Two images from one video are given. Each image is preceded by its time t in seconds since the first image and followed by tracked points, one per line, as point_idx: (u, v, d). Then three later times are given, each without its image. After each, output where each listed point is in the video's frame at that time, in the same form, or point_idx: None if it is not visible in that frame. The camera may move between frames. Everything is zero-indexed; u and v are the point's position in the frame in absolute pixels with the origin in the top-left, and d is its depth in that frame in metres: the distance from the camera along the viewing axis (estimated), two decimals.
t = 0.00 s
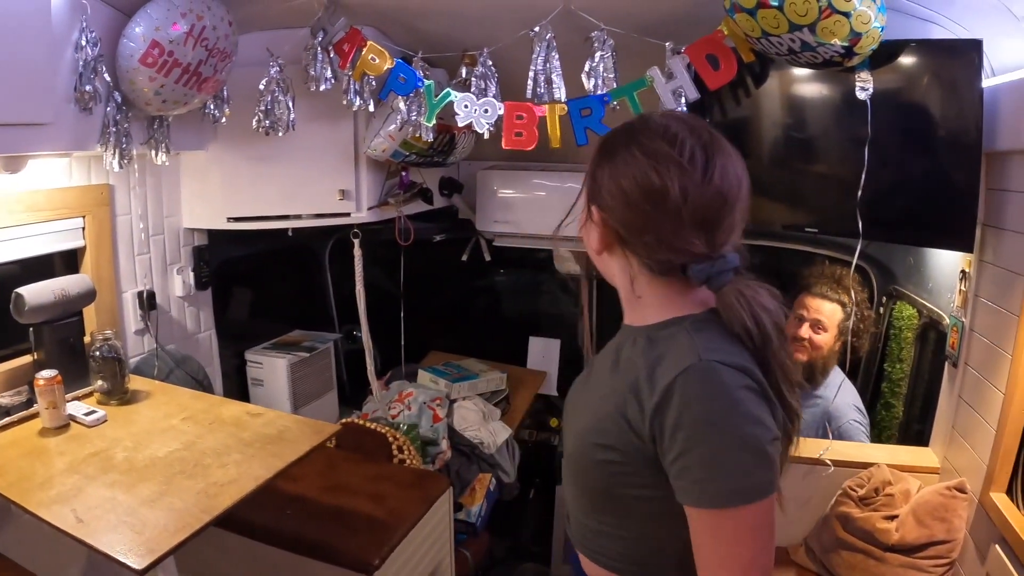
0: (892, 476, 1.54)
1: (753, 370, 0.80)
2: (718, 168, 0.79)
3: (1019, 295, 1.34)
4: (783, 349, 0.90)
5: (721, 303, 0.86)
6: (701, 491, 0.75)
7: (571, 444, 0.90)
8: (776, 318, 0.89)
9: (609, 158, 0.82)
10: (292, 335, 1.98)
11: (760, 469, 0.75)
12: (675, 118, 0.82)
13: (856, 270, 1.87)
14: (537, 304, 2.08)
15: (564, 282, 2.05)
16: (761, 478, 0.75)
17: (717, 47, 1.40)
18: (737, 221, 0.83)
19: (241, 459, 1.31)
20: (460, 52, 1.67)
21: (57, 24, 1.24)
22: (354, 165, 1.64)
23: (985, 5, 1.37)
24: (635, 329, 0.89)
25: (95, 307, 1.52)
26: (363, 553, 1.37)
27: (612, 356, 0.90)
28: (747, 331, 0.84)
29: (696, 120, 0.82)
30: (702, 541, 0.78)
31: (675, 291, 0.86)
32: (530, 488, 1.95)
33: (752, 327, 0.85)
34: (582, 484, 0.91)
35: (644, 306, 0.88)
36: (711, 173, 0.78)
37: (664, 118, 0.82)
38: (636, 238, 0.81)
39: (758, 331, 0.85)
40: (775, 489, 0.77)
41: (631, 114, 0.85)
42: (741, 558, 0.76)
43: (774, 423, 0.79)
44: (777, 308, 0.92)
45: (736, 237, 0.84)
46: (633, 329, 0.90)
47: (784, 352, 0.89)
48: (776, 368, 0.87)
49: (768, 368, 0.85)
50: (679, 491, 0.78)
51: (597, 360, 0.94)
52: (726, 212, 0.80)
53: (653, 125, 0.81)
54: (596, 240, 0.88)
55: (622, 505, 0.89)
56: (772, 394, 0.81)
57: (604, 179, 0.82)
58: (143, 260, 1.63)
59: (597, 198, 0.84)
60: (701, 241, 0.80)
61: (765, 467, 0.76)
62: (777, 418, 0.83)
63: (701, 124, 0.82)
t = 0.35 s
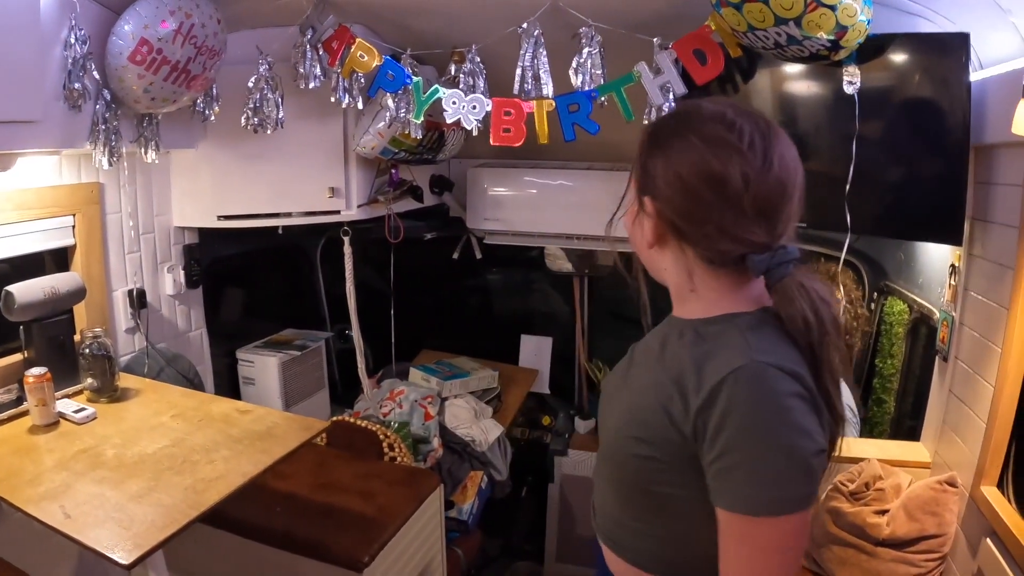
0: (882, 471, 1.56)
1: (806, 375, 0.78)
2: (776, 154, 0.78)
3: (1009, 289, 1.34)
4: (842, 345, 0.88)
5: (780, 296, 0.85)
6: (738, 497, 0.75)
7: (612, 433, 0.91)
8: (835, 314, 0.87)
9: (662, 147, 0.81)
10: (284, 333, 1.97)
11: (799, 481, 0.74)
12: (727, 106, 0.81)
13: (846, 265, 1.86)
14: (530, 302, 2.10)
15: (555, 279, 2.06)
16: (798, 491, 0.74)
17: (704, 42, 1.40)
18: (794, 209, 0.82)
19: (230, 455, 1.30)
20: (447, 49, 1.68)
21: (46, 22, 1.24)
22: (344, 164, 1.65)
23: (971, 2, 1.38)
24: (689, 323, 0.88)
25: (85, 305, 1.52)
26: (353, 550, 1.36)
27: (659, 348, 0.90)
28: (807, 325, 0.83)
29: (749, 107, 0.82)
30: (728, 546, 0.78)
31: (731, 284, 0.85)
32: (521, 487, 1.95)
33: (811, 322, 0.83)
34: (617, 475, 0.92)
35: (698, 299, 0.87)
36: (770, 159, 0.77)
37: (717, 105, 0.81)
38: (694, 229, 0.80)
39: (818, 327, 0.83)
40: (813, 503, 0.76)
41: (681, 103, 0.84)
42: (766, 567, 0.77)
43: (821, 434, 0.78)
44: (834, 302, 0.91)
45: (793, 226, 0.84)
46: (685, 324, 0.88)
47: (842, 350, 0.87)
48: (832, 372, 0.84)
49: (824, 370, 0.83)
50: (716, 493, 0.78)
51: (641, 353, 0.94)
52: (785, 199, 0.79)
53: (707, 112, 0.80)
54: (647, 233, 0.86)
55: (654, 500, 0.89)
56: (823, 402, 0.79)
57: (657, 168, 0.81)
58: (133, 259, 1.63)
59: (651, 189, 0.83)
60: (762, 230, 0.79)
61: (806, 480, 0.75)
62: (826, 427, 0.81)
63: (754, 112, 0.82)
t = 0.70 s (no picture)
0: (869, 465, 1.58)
1: (851, 378, 0.79)
2: (822, 155, 0.79)
3: (991, 282, 1.35)
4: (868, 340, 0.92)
5: (816, 298, 0.86)
6: (798, 502, 0.75)
7: (651, 445, 0.90)
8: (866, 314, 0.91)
9: (708, 140, 0.80)
10: (272, 331, 1.96)
11: (856, 483, 0.74)
12: (771, 102, 0.81)
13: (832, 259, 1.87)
14: (519, 299, 2.12)
15: (543, 274, 2.09)
16: (855, 493, 0.74)
17: (688, 37, 1.40)
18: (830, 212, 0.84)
19: (216, 451, 1.31)
20: (433, 45, 1.68)
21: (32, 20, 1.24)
22: (330, 160, 1.64)
23: None
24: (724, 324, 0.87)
25: (73, 303, 1.52)
26: (340, 545, 1.36)
27: (694, 353, 0.89)
28: (843, 326, 0.86)
29: (791, 105, 0.82)
30: (784, 550, 0.78)
31: (767, 285, 0.85)
32: (510, 482, 1.97)
33: (849, 322, 0.86)
34: (656, 485, 0.91)
35: (731, 299, 0.87)
36: (818, 161, 0.78)
37: (763, 102, 0.80)
38: (739, 228, 0.79)
39: (853, 326, 0.86)
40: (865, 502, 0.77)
41: (722, 95, 0.83)
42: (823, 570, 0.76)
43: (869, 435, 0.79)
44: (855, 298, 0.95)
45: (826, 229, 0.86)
46: (714, 325, 0.88)
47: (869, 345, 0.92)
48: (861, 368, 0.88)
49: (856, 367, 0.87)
50: (773, 500, 0.77)
51: (673, 360, 0.93)
52: (828, 202, 0.81)
53: (754, 107, 0.80)
54: (683, 230, 0.85)
55: (696, 509, 0.89)
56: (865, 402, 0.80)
57: (702, 163, 0.80)
58: (121, 256, 1.63)
59: (693, 183, 0.81)
60: (806, 233, 0.80)
61: (861, 481, 0.75)
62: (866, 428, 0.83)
63: (796, 110, 0.82)
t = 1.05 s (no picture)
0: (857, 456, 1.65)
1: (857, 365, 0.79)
2: (814, 146, 0.78)
3: (977, 275, 1.38)
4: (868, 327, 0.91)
5: (813, 290, 0.84)
6: (826, 492, 0.74)
7: (666, 453, 0.87)
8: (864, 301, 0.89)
9: (700, 136, 0.79)
10: (266, 326, 1.98)
11: (878, 466, 0.74)
12: (762, 95, 0.80)
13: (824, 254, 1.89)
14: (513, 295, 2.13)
15: (538, 270, 2.10)
16: (880, 476, 0.74)
17: (675, 33, 1.42)
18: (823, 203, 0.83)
19: (207, 441, 1.32)
20: (425, 42, 1.70)
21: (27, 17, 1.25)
22: (324, 155, 1.66)
23: None
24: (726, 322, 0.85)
25: (69, 296, 1.54)
26: (332, 535, 1.38)
27: (700, 355, 0.87)
28: (843, 316, 0.84)
29: (781, 98, 0.81)
30: (820, 539, 0.77)
31: (766, 279, 0.84)
32: (503, 477, 1.99)
33: (848, 310, 0.85)
34: (675, 492, 0.88)
35: (731, 295, 0.85)
36: (812, 153, 0.78)
37: (754, 95, 0.79)
38: (736, 224, 0.78)
39: (851, 316, 0.85)
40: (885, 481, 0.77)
41: (710, 90, 0.82)
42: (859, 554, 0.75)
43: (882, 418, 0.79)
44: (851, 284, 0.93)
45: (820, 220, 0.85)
46: (716, 324, 0.86)
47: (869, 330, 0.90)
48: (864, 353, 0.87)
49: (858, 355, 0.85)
50: (799, 495, 0.76)
51: (675, 364, 0.91)
52: (821, 193, 0.80)
53: (745, 102, 0.78)
54: (678, 229, 0.83)
55: (717, 513, 0.86)
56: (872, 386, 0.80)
57: (696, 160, 0.78)
58: (116, 251, 1.65)
59: (687, 181, 0.80)
60: (801, 226, 0.79)
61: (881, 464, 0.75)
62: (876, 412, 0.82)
63: (786, 102, 0.81)
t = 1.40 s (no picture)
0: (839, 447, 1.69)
1: (827, 380, 0.75)
2: (801, 146, 0.74)
3: (954, 265, 1.43)
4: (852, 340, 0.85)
5: (790, 295, 0.81)
6: (767, 507, 0.73)
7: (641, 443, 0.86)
8: (847, 315, 0.85)
9: (684, 132, 0.77)
10: (252, 320, 1.99)
11: (825, 487, 0.72)
12: (757, 91, 0.76)
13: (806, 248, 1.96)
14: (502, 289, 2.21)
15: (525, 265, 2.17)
16: (827, 500, 0.72)
17: (654, 26, 1.44)
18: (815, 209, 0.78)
19: (191, 430, 1.33)
20: (410, 36, 1.72)
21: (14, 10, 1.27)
22: (309, 149, 1.69)
23: None
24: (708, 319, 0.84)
25: (56, 289, 1.55)
26: (314, 526, 1.38)
27: (679, 348, 0.86)
28: (819, 329, 0.80)
29: (780, 94, 0.77)
30: (750, 554, 0.76)
31: (749, 281, 0.82)
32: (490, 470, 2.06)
33: (823, 324, 0.80)
34: (647, 481, 0.88)
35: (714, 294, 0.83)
36: (797, 154, 0.73)
37: (746, 91, 0.76)
38: (710, 221, 0.76)
39: (828, 329, 0.80)
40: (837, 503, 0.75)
41: (703, 84, 0.80)
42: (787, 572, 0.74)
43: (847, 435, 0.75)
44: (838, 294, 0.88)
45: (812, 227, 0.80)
46: (697, 321, 0.85)
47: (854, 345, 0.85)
48: (848, 368, 0.81)
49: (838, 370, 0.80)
50: (743, 505, 0.75)
51: (663, 355, 0.90)
52: (808, 196, 0.75)
53: (734, 97, 0.75)
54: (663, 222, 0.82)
55: (684, 510, 0.86)
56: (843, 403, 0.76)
57: (678, 154, 0.77)
58: (103, 244, 1.66)
59: (669, 174, 0.79)
60: (780, 229, 0.76)
61: (830, 487, 0.72)
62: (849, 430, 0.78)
63: (780, 99, 0.77)
